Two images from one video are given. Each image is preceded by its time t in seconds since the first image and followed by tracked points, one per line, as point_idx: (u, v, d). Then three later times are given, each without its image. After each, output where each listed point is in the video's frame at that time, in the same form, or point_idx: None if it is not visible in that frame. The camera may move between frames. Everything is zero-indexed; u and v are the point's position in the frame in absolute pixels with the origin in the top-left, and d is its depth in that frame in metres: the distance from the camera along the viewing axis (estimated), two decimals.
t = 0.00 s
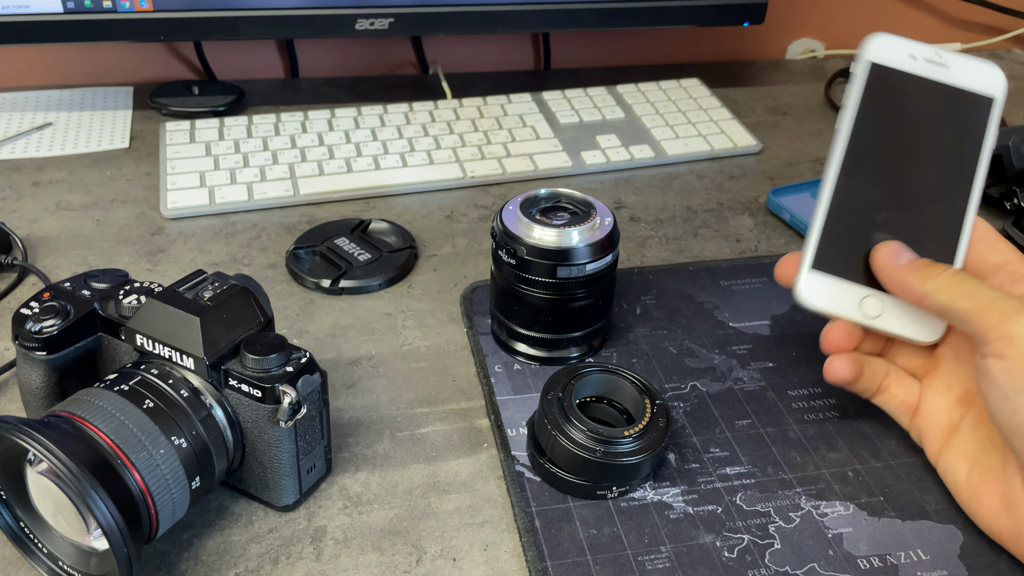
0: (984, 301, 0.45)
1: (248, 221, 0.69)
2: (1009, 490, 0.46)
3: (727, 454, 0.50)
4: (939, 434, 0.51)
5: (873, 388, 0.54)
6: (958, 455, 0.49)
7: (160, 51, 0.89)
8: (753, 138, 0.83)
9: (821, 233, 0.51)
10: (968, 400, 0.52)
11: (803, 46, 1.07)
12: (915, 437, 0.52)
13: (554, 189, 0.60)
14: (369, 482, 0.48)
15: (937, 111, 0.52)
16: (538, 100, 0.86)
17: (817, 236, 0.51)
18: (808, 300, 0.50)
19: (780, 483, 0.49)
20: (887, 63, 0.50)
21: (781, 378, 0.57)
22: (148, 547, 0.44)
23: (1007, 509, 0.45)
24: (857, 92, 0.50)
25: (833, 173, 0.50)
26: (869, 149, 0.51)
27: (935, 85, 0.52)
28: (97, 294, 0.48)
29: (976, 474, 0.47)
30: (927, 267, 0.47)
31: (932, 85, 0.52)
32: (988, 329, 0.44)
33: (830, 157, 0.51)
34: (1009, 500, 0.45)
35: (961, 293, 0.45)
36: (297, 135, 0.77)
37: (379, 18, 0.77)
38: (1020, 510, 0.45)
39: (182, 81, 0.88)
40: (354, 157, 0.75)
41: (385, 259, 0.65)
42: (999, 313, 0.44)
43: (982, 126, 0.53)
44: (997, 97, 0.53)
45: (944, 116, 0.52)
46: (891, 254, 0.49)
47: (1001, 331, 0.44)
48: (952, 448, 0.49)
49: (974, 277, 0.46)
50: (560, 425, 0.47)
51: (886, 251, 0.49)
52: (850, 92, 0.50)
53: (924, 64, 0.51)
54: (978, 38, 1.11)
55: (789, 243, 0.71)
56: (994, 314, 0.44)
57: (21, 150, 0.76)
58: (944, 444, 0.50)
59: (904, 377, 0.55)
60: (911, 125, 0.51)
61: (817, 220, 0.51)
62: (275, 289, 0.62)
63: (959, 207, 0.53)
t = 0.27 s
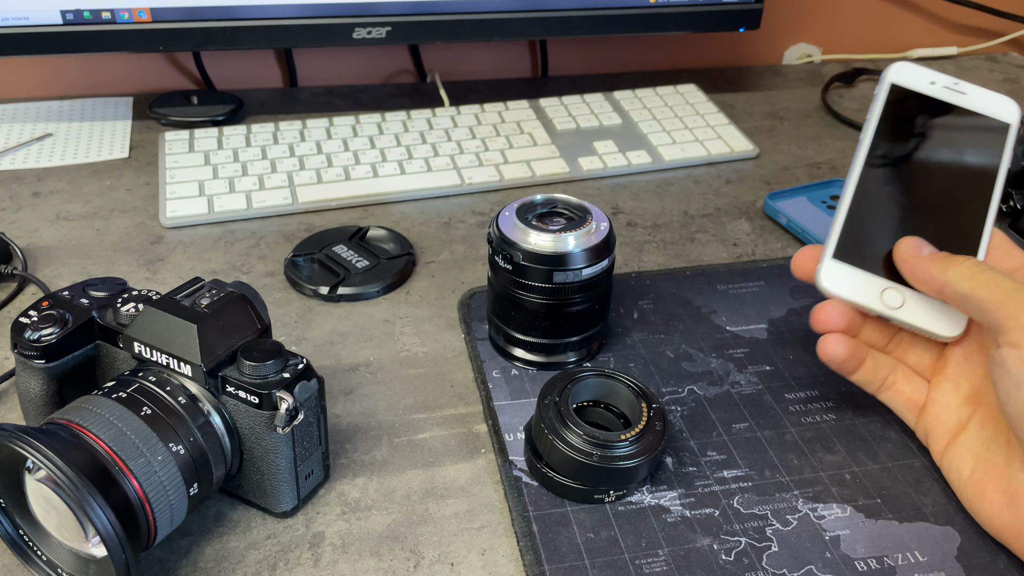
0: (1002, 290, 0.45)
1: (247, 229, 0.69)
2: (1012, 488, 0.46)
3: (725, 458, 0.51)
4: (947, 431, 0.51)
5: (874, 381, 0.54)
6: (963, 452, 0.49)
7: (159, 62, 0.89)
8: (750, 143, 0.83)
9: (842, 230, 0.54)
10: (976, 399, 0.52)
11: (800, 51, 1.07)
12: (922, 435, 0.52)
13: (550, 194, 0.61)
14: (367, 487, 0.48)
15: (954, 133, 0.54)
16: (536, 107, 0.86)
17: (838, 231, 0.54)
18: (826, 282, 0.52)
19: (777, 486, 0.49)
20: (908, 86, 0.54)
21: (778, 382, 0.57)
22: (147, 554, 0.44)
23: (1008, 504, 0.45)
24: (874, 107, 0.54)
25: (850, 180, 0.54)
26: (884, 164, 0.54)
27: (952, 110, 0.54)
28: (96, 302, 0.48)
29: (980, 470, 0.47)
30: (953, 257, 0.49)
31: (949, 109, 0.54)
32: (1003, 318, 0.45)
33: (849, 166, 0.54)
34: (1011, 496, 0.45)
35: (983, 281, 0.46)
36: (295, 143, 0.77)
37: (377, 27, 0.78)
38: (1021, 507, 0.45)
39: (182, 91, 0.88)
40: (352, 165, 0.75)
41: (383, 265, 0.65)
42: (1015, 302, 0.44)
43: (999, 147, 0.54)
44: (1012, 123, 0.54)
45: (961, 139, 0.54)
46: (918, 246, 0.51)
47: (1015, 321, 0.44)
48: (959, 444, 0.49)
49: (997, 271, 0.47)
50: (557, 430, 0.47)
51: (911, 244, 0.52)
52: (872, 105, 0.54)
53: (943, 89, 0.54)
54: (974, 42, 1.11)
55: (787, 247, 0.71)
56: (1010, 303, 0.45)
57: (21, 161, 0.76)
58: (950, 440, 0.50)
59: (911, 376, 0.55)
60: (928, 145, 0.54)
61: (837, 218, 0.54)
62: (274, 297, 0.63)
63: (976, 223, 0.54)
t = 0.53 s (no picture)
0: (959, 321, 0.45)
1: (252, 236, 0.70)
2: (1008, 505, 0.45)
3: (730, 464, 0.50)
4: (944, 451, 0.50)
5: (861, 407, 0.53)
6: (960, 471, 0.48)
7: (164, 69, 0.90)
8: (754, 148, 0.83)
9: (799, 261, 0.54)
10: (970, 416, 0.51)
11: (803, 57, 1.07)
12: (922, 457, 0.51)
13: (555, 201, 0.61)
14: (372, 493, 0.48)
15: (915, 110, 0.54)
16: (540, 112, 0.86)
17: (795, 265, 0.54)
18: (791, 329, 0.53)
19: (784, 492, 0.49)
20: (845, 74, 0.54)
21: (784, 387, 0.57)
22: (152, 560, 0.44)
23: (1007, 523, 0.45)
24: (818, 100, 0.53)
25: (806, 195, 0.54)
26: (841, 158, 0.54)
27: (905, 87, 0.54)
28: (102, 308, 0.48)
29: (976, 489, 0.47)
30: (905, 290, 0.48)
31: (901, 87, 0.54)
32: (967, 350, 0.45)
33: (801, 181, 0.54)
34: (1008, 514, 0.45)
35: (937, 313, 0.46)
36: (299, 150, 0.77)
37: (381, 34, 0.78)
38: (1019, 526, 0.44)
39: (186, 98, 0.88)
40: (356, 171, 0.75)
41: (387, 271, 0.65)
42: (976, 333, 0.44)
43: (957, 117, 0.54)
44: (969, 91, 0.53)
45: (920, 112, 0.54)
46: (874, 277, 0.50)
47: (979, 352, 0.44)
48: (955, 464, 0.49)
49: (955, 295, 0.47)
50: (562, 436, 0.47)
51: (867, 275, 0.51)
52: (815, 103, 0.53)
53: (888, 69, 0.54)
54: (977, 47, 1.12)
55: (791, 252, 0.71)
56: (970, 333, 0.44)
57: (26, 168, 0.77)
58: (950, 460, 0.50)
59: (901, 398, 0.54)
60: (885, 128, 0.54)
61: (794, 248, 0.54)
62: (279, 303, 0.63)
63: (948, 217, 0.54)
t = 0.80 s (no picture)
0: (933, 346, 0.44)
1: (254, 237, 0.70)
2: (1005, 515, 0.45)
3: (733, 466, 0.50)
4: (939, 461, 0.49)
5: (853, 428, 0.52)
6: (956, 482, 0.47)
7: (167, 70, 0.90)
8: (756, 150, 0.83)
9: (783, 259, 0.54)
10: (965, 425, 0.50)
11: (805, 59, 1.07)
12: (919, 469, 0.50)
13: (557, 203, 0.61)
14: (374, 495, 0.48)
15: (885, 123, 0.54)
16: (542, 114, 0.86)
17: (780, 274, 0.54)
18: (777, 352, 0.54)
19: (786, 494, 0.48)
20: (811, 92, 0.53)
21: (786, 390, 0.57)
22: (154, 562, 0.44)
23: (1005, 533, 0.44)
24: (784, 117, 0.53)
25: (780, 207, 0.54)
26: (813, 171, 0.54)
27: (871, 102, 0.54)
28: (104, 309, 0.48)
29: (971, 500, 0.46)
30: (883, 317, 0.48)
31: (868, 101, 0.54)
32: (945, 373, 0.44)
33: (776, 193, 0.54)
34: (1005, 524, 0.44)
35: (910, 341, 0.45)
36: (302, 151, 0.78)
37: (383, 35, 0.78)
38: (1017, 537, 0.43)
39: (189, 100, 0.89)
40: (359, 173, 0.75)
41: (389, 273, 0.65)
42: (952, 356, 0.43)
43: (930, 128, 0.53)
44: (938, 100, 0.53)
45: (890, 123, 0.54)
46: (854, 299, 0.50)
47: (957, 375, 0.43)
48: (949, 475, 0.48)
49: (930, 318, 0.46)
50: (564, 438, 0.47)
51: (847, 298, 0.50)
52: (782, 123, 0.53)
53: (854, 84, 0.53)
54: (980, 49, 1.11)
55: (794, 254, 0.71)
56: (945, 357, 0.44)
57: (29, 169, 0.77)
58: (945, 470, 0.48)
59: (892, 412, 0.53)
60: (855, 138, 0.54)
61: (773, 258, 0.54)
62: (281, 304, 0.63)
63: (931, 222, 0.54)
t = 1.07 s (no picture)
0: (933, 354, 0.44)
1: (257, 237, 0.69)
2: (1011, 520, 0.44)
3: (736, 468, 0.50)
4: (942, 464, 0.49)
5: (859, 422, 0.52)
6: (960, 486, 0.47)
7: (169, 70, 0.90)
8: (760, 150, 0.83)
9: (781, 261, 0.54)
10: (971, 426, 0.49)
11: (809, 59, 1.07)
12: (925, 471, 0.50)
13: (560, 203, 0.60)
14: (376, 497, 0.48)
15: (881, 125, 0.53)
16: (545, 114, 0.86)
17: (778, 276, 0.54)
18: (778, 355, 0.54)
19: (791, 497, 0.48)
20: (807, 94, 0.53)
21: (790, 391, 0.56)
22: (155, 563, 0.44)
23: (1012, 539, 0.43)
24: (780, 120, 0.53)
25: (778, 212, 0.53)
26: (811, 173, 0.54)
27: (870, 103, 0.53)
28: (105, 310, 0.48)
29: (977, 504, 0.46)
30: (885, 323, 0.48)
31: (866, 103, 0.53)
32: (945, 381, 0.44)
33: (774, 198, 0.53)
34: (1012, 530, 0.44)
35: (910, 350, 0.46)
36: (304, 151, 0.77)
37: (386, 35, 0.78)
38: None
39: (191, 100, 0.88)
40: (361, 173, 0.75)
41: (392, 274, 0.65)
42: (951, 363, 0.43)
43: (926, 130, 0.53)
44: (938, 99, 0.53)
45: (886, 125, 0.53)
46: (856, 303, 0.49)
47: (957, 383, 0.43)
48: (953, 480, 0.48)
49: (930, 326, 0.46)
50: (567, 439, 0.47)
51: (849, 301, 0.50)
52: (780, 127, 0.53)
53: (850, 86, 0.53)
54: (984, 49, 1.11)
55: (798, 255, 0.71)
56: (945, 365, 0.44)
57: (31, 169, 0.77)
58: (949, 472, 0.48)
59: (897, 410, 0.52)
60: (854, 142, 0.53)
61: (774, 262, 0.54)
62: (283, 305, 0.62)
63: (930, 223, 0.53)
